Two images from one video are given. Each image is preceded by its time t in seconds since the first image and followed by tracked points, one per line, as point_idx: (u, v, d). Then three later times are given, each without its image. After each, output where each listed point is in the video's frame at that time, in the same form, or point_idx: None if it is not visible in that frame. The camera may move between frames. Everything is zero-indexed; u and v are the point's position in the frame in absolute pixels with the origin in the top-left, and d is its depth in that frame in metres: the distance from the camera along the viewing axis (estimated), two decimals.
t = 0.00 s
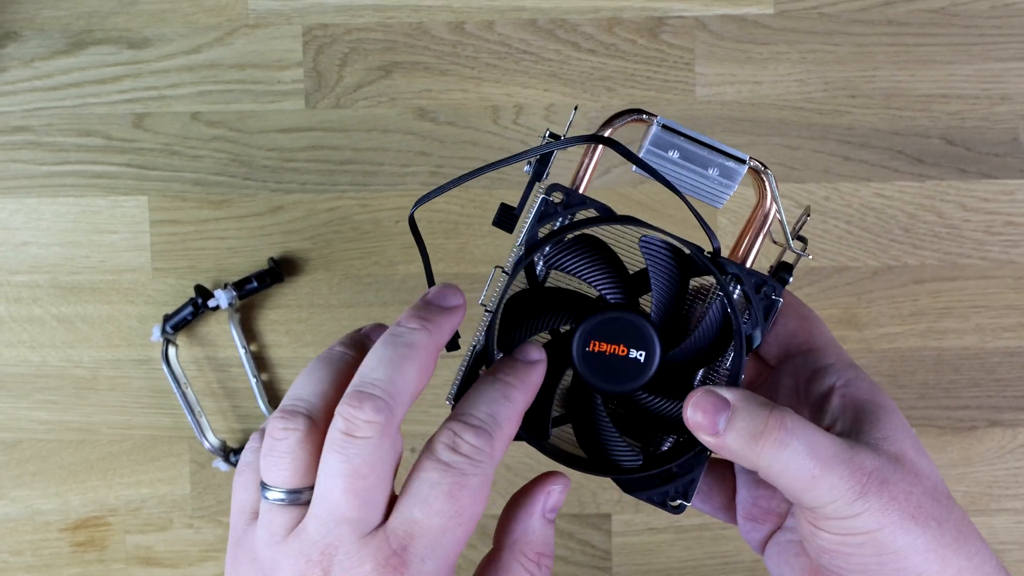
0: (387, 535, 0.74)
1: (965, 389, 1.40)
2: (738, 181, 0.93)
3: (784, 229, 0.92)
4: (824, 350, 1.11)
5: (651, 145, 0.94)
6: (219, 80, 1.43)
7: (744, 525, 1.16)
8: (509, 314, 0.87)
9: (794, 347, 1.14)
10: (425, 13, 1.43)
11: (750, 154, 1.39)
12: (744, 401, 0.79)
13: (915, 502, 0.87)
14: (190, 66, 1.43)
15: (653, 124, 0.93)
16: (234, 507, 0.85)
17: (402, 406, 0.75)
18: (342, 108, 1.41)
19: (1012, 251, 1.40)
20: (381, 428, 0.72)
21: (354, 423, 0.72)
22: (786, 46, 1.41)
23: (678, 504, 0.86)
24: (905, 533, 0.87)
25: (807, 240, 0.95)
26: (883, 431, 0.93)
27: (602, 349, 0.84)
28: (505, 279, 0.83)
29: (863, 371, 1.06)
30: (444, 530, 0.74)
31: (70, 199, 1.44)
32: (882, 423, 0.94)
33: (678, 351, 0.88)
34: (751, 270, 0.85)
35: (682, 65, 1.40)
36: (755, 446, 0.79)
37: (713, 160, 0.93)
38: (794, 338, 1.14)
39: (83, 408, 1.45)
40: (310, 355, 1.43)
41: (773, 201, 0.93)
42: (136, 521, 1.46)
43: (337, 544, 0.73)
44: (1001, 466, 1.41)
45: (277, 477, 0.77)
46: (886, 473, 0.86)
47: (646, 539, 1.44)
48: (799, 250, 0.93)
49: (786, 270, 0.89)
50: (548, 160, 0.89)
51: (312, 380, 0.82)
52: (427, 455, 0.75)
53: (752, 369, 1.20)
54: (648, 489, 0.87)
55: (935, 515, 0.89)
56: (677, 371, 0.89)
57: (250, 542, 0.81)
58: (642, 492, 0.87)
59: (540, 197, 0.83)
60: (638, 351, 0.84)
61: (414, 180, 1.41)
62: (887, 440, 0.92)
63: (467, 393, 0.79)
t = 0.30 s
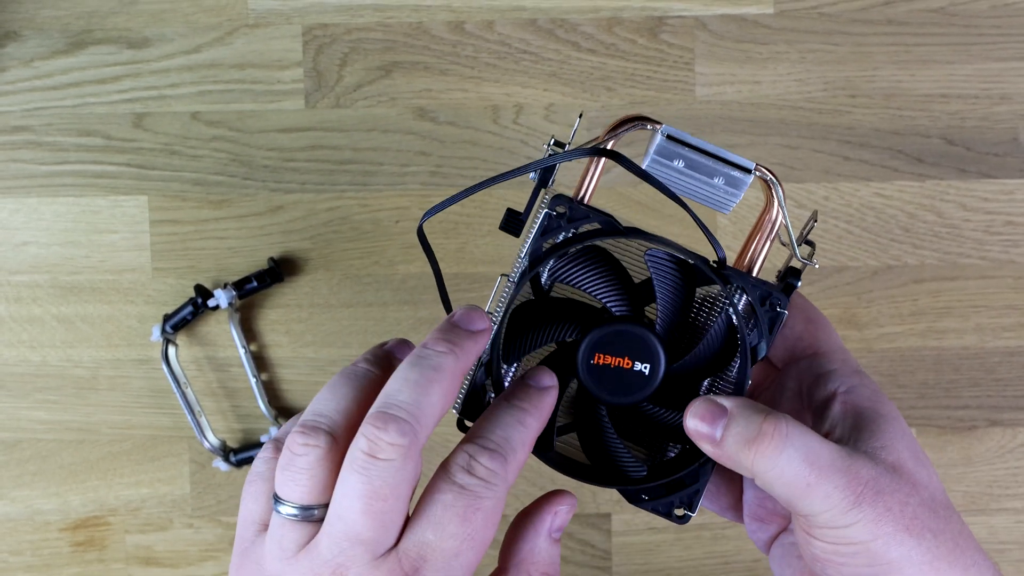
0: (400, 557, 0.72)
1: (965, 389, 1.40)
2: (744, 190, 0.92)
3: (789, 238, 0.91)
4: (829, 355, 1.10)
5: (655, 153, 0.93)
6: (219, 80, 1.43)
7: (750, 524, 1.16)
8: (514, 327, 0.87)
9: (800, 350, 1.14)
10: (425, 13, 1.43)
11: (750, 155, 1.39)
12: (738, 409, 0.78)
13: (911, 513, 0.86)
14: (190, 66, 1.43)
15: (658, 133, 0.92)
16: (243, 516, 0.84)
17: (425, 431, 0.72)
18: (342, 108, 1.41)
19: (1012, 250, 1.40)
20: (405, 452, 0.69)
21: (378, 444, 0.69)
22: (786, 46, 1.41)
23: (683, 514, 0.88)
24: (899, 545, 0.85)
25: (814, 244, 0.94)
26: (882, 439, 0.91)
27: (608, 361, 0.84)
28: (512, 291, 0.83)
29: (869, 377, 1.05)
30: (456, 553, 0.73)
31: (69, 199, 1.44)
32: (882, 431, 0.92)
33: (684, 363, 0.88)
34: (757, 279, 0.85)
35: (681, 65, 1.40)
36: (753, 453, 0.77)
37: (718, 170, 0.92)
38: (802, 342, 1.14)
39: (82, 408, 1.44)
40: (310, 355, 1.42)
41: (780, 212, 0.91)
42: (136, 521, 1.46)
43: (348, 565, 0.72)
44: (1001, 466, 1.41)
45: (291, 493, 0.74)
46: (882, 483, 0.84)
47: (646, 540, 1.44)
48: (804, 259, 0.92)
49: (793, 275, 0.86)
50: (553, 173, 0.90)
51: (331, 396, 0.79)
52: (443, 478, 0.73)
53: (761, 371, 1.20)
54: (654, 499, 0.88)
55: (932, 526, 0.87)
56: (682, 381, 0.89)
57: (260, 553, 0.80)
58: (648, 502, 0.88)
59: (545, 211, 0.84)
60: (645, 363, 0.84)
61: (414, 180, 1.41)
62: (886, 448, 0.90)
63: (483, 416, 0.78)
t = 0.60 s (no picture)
0: (441, 505, 0.66)
1: (965, 388, 1.40)
2: (736, 160, 0.92)
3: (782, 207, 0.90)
4: (831, 336, 1.09)
5: (645, 126, 0.95)
6: (218, 80, 1.43)
7: (756, 507, 1.13)
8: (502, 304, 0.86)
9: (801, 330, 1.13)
10: (424, 13, 1.43)
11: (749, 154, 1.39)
12: (735, 386, 0.78)
13: (911, 499, 0.85)
14: (190, 66, 1.43)
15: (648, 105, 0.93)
16: (237, 461, 0.72)
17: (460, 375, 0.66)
18: (342, 107, 1.41)
19: (1012, 250, 1.40)
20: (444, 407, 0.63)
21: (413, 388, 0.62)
22: (785, 46, 1.41)
23: (679, 496, 0.86)
24: (897, 530, 0.85)
25: (812, 217, 0.92)
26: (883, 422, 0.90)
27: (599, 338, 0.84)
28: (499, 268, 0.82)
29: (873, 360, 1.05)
30: (501, 501, 0.67)
31: (69, 199, 1.44)
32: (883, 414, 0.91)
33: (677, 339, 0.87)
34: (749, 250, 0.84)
35: (681, 65, 1.40)
36: (751, 434, 0.77)
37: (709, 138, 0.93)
38: (803, 321, 1.13)
39: (82, 408, 1.44)
40: (310, 355, 1.42)
41: (772, 182, 0.91)
42: (136, 521, 1.46)
43: (385, 507, 0.64)
44: (1001, 466, 1.41)
45: (312, 430, 0.66)
46: (882, 467, 0.84)
47: (646, 539, 1.43)
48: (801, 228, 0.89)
49: (791, 249, 0.85)
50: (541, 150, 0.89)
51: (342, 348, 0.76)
52: (486, 423, 0.66)
53: (761, 352, 1.19)
54: (649, 481, 0.86)
55: (932, 512, 0.86)
56: (675, 358, 0.87)
57: (266, 499, 0.69)
58: (643, 485, 0.86)
59: (530, 185, 0.83)
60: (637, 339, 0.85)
61: (414, 180, 1.41)
62: (886, 432, 0.89)
63: (521, 355, 0.70)
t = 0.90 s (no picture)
0: (485, 430, 0.66)
1: (965, 388, 1.40)
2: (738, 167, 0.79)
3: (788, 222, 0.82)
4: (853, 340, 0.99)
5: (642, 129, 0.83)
6: (218, 80, 1.43)
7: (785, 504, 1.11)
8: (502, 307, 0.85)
9: (824, 330, 1.02)
10: (424, 13, 1.43)
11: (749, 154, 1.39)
12: (721, 399, 0.78)
13: (910, 521, 0.80)
14: (190, 66, 1.43)
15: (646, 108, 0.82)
16: (272, 357, 0.71)
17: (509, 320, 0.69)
18: (342, 107, 1.41)
19: (1012, 250, 1.40)
20: (400, 338, 0.68)
21: (369, 319, 0.67)
22: (785, 46, 1.41)
23: (674, 504, 0.86)
24: (892, 555, 0.80)
25: (827, 217, 0.87)
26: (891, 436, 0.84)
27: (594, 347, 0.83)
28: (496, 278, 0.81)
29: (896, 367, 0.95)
30: (543, 437, 0.68)
31: (69, 199, 1.44)
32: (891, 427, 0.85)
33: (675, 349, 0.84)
34: (754, 255, 0.76)
35: (681, 65, 1.40)
36: (726, 445, 0.78)
37: (709, 142, 0.80)
38: (827, 322, 1.02)
39: (82, 408, 1.44)
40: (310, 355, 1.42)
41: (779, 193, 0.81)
42: (136, 521, 1.45)
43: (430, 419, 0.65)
44: (1000, 466, 1.41)
45: (373, 325, 0.67)
46: (876, 487, 0.79)
47: (645, 539, 1.44)
48: (806, 237, 0.85)
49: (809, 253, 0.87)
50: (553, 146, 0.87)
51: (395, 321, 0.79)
52: (543, 352, 0.68)
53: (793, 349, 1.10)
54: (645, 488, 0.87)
55: (936, 536, 0.80)
56: (674, 366, 0.85)
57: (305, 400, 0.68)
58: (638, 490, 0.87)
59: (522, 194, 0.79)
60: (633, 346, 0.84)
61: (414, 180, 1.41)
62: (894, 448, 0.83)
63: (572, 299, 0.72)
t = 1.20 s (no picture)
0: (534, 454, 0.66)
1: (965, 388, 1.40)
2: (749, 183, 0.76)
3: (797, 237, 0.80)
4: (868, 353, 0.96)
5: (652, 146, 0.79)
6: (218, 80, 1.43)
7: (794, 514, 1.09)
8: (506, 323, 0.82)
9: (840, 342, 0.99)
10: (424, 13, 1.43)
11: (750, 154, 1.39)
12: (728, 415, 0.76)
13: (917, 537, 0.80)
14: (190, 66, 1.43)
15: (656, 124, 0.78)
16: (327, 376, 0.72)
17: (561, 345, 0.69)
18: (342, 107, 1.41)
19: (1012, 250, 1.40)
20: (454, 363, 0.68)
21: (424, 342, 0.67)
22: (785, 46, 1.41)
23: (688, 517, 0.83)
24: (897, 570, 0.80)
25: (840, 231, 0.84)
26: (903, 450, 0.83)
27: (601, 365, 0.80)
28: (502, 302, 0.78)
29: (913, 380, 0.93)
30: (592, 463, 0.66)
31: (69, 198, 1.44)
32: (903, 441, 0.84)
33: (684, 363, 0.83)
34: (764, 269, 0.74)
35: (681, 65, 1.40)
36: (734, 462, 0.76)
37: (718, 158, 0.76)
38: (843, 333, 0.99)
39: (82, 408, 1.45)
40: (310, 355, 1.42)
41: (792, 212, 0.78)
42: (136, 521, 1.45)
43: (481, 443, 0.64)
44: (1001, 466, 1.41)
45: (427, 348, 0.67)
46: (882, 502, 0.79)
47: (646, 539, 1.44)
48: (817, 252, 0.81)
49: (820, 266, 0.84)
50: (570, 160, 0.80)
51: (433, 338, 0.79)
52: (590, 378, 0.67)
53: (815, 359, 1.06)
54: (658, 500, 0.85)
55: (942, 552, 0.80)
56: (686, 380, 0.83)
57: (357, 419, 0.68)
58: (653, 504, 0.84)
59: (531, 214, 0.77)
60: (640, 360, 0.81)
61: (414, 181, 1.41)
62: (905, 462, 0.82)
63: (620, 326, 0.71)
